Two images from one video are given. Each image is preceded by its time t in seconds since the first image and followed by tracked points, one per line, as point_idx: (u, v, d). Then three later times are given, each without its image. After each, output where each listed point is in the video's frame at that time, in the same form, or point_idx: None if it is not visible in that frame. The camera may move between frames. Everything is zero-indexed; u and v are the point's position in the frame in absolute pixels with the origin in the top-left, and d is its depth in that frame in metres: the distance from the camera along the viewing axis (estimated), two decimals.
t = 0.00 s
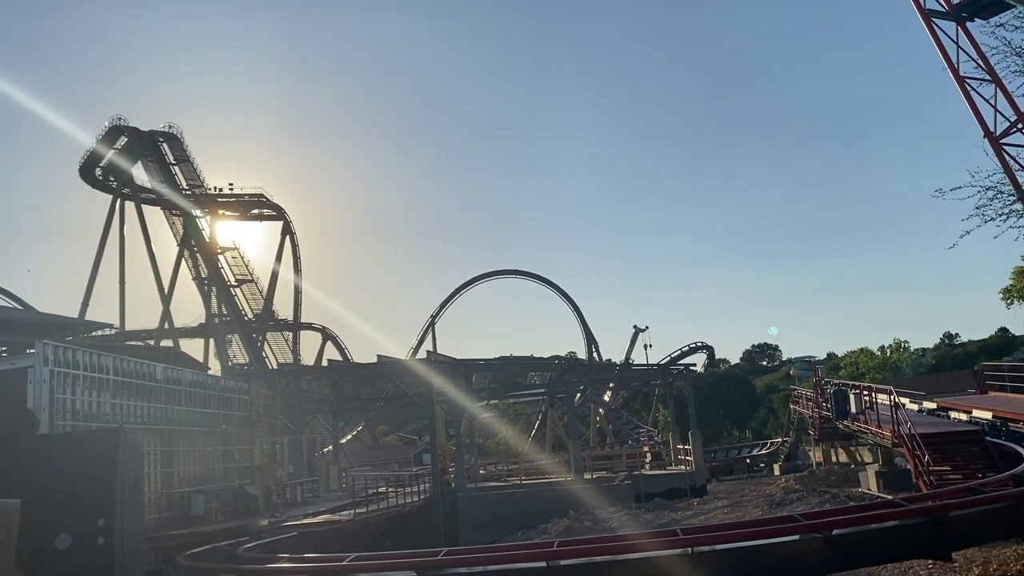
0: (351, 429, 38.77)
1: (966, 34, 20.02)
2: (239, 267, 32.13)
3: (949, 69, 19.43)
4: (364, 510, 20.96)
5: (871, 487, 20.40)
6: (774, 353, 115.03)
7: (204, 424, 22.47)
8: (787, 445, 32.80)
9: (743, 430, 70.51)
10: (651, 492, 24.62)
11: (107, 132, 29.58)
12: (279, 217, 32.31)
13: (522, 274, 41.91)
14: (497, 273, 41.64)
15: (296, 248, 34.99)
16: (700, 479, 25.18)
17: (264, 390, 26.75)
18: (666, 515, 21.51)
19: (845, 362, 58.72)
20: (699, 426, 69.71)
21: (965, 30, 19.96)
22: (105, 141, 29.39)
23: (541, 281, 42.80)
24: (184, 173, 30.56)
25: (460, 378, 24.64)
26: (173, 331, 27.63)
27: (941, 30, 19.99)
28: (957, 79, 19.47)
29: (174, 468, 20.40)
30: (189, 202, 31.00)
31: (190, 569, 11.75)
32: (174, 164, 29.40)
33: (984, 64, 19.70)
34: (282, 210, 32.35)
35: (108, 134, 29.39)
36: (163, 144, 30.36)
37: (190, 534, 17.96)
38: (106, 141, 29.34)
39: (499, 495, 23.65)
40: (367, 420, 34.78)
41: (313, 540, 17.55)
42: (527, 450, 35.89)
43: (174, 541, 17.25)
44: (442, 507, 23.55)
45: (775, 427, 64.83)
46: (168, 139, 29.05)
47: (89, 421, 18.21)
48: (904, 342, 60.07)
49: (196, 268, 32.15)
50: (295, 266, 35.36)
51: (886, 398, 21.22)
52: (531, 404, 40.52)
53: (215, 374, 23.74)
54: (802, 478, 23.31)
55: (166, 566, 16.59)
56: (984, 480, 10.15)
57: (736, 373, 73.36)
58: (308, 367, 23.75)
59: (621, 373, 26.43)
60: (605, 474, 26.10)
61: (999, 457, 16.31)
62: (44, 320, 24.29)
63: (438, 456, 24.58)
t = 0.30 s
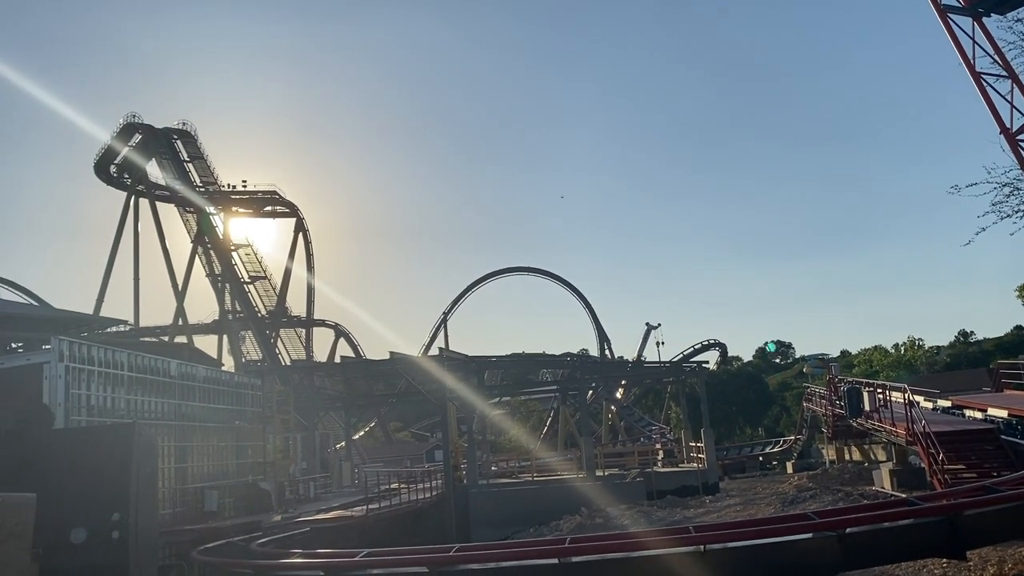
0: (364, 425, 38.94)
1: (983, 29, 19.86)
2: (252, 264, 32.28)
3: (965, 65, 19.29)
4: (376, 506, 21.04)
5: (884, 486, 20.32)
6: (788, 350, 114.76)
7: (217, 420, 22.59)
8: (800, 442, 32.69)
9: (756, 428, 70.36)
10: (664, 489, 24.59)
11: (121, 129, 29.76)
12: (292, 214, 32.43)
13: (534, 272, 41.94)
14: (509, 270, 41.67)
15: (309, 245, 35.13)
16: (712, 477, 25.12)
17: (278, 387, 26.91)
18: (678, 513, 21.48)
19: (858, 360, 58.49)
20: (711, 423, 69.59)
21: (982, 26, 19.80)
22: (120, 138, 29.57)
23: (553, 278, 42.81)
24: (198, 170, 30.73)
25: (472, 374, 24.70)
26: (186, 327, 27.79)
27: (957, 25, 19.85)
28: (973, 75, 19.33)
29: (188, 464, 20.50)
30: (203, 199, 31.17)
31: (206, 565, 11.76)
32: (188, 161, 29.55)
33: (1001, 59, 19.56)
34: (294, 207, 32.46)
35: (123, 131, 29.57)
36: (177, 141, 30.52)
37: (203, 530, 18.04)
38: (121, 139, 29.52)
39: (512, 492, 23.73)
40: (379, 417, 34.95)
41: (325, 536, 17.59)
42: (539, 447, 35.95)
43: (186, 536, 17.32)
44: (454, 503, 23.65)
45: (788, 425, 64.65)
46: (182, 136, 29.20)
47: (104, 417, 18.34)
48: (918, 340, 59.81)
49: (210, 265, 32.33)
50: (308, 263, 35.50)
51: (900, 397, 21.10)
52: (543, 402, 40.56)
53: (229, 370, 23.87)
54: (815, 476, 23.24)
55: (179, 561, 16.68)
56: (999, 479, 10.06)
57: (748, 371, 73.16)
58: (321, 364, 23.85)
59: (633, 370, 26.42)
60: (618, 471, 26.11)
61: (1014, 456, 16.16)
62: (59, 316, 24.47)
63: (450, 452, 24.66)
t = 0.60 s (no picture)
0: (371, 420, 39.08)
1: (993, 25, 19.74)
2: (261, 259, 32.39)
3: (975, 60, 19.19)
4: (384, 500, 21.15)
5: (892, 482, 20.27)
6: (796, 346, 114.59)
7: (226, 415, 22.71)
8: (808, 438, 32.66)
9: (763, 424, 70.27)
10: (671, 485, 24.61)
11: (130, 125, 29.88)
12: (300, 210, 32.52)
13: (542, 267, 41.97)
14: (517, 265, 41.71)
15: (317, 240, 35.22)
16: (720, 473, 25.13)
17: (286, 382, 27.02)
18: (686, 509, 21.51)
19: (866, 356, 58.36)
20: (719, 419, 69.58)
21: (992, 21, 19.68)
22: (129, 134, 29.69)
23: (561, 274, 42.81)
24: (207, 165, 30.84)
25: (479, 369, 24.77)
26: (195, 322, 27.91)
27: (966, 21, 19.72)
28: (983, 71, 19.22)
29: (197, 458, 20.62)
30: (212, 194, 31.29)
31: (216, 559, 11.86)
32: (197, 157, 29.66)
33: (1011, 54, 19.44)
34: (303, 203, 32.54)
35: (132, 127, 29.68)
36: (186, 137, 30.64)
37: (212, 523, 18.15)
38: (130, 134, 29.63)
39: (519, 487, 23.80)
40: (387, 411, 35.07)
41: (333, 530, 17.68)
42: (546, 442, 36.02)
43: (196, 530, 17.44)
44: (461, 497, 23.75)
45: (796, 420, 64.61)
46: (191, 132, 29.30)
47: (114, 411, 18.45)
48: (926, 336, 59.68)
49: (219, 260, 32.45)
50: (316, 258, 35.59)
51: (908, 393, 21.07)
52: (550, 397, 40.62)
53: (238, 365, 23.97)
54: (823, 472, 23.20)
55: (189, 555, 16.80)
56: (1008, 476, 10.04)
57: (756, 367, 73.11)
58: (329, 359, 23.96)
59: (641, 366, 26.43)
60: (625, 467, 26.14)
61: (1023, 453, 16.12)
62: (68, 311, 24.60)
63: (458, 448, 24.74)
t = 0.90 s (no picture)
0: (373, 414, 39.08)
1: (999, 20, 19.63)
2: (263, 253, 32.35)
3: (980, 56, 19.09)
4: (385, 494, 21.13)
5: (894, 478, 20.25)
6: (798, 341, 114.45)
7: (228, 409, 22.72)
8: (810, 434, 32.64)
9: (765, 419, 70.21)
10: (673, 480, 24.58)
11: (132, 119, 29.83)
12: (303, 204, 32.47)
13: (545, 262, 41.90)
14: (520, 260, 41.63)
15: (319, 234, 35.17)
16: (722, 468, 25.10)
17: (288, 376, 27.00)
18: (687, 504, 21.49)
19: (869, 352, 58.25)
20: (721, 415, 69.58)
21: (998, 16, 19.57)
22: (131, 128, 29.64)
23: (563, 269, 42.76)
24: (209, 159, 30.79)
25: (482, 364, 24.73)
26: (197, 316, 27.88)
27: (971, 16, 19.62)
28: (988, 66, 19.13)
29: (198, 452, 20.62)
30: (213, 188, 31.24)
31: (218, 553, 11.86)
32: (199, 150, 29.61)
33: (1016, 49, 19.35)
34: (305, 197, 32.49)
35: (134, 120, 29.62)
36: (188, 131, 30.59)
37: (213, 517, 18.15)
38: (132, 128, 29.60)
39: (521, 482, 23.80)
40: (389, 406, 35.05)
41: (334, 525, 17.65)
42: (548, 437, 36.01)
43: (197, 523, 17.43)
44: (463, 492, 23.75)
45: (798, 416, 64.59)
46: (193, 125, 29.25)
47: (115, 405, 18.44)
48: (929, 332, 59.60)
49: (220, 254, 32.41)
50: (318, 252, 35.55)
51: (911, 389, 21.01)
52: (552, 392, 40.56)
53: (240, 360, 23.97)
54: (825, 468, 23.17)
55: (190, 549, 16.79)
56: (1012, 472, 10.02)
57: (758, 362, 73.06)
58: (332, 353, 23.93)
59: (643, 361, 26.38)
60: (627, 462, 26.11)
61: None
62: (70, 304, 24.58)
63: (459, 442, 24.73)
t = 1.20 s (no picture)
0: (371, 409, 39.12)
1: (997, 17, 19.58)
2: (260, 247, 32.32)
3: (978, 53, 19.06)
4: (383, 489, 21.16)
5: (891, 474, 20.28)
6: (796, 337, 114.65)
7: (226, 403, 22.73)
8: (806, 430, 32.73)
9: (762, 415, 70.33)
10: (669, 475, 24.62)
11: (130, 112, 29.76)
12: (300, 198, 32.43)
13: (543, 258, 41.91)
14: (518, 255, 41.64)
15: (317, 228, 35.15)
16: (718, 464, 25.16)
17: (285, 370, 27.01)
18: (684, 499, 21.53)
19: (866, 348, 58.35)
20: (718, 410, 69.75)
21: (996, 13, 19.53)
22: (129, 121, 29.57)
23: (561, 264, 42.78)
24: (207, 153, 30.73)
25: (480, 359, 24.76)
26: (195, 311, 27.86)
27: (970, 13, 19.58)
28: (986, 64, 19.10)
29: (196, 446, 20.64)
30: (211, 182, 31.19)
31: (215, 547, 11.90)
32: (197, 144, 29.55)
33: (1014, 46, 19.29)
34: (303, 191, 32.45)
35: (132, 114, 29.56)
36: (186, 124, 30.53)
37: (211, 510, 18.15)
38: (130, 122, 29.53)
39: (518, 477, 23.86)
40: (387, 400, 35.10)
41: (332, 519, 17.67)
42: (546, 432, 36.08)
43: (195, 517, 17.45)
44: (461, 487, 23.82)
45: (794, 412, 64.73)
46: (191, 119, 29.20)
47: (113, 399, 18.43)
48: (926, 329, 59.70)
49: (218, 248, 32.38)
50: (316, 247, 35.52)
51: (907, 385, 21.06)
52: (550, 387, 40.60)
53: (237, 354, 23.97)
54: (821, 464, 23.22)
55: (187, 543, 16.81)
56: (1007, 469, 10.03)
57: (755, 358, 73.20)
58: (329, 348, 23.94)
59: (640, 357, 26.41)
60: (624, 457, 26.16)
61: (1022, 446, 16.09)
62: (66, 298, 24.54)
63: (457, 437, 24.77)
